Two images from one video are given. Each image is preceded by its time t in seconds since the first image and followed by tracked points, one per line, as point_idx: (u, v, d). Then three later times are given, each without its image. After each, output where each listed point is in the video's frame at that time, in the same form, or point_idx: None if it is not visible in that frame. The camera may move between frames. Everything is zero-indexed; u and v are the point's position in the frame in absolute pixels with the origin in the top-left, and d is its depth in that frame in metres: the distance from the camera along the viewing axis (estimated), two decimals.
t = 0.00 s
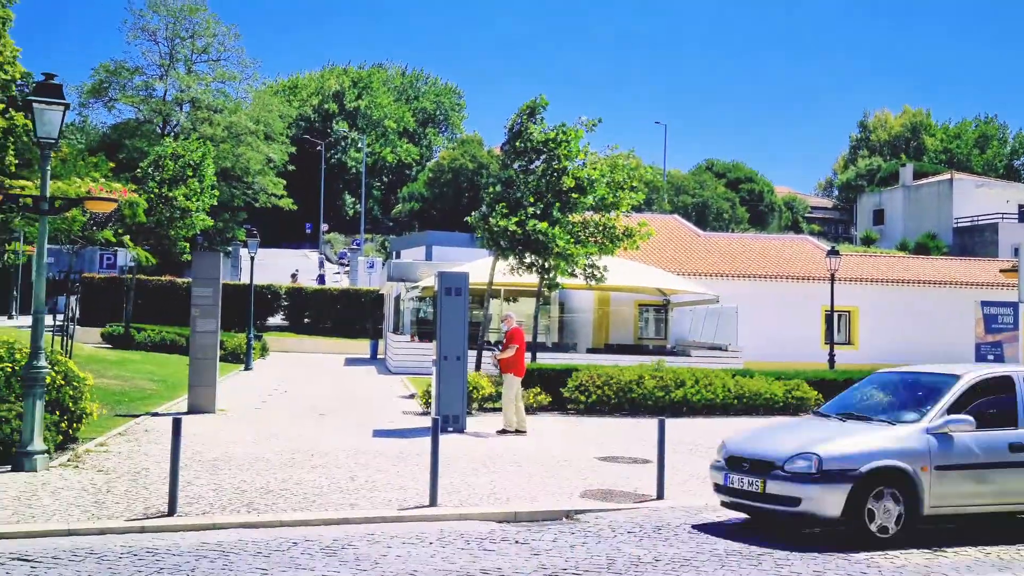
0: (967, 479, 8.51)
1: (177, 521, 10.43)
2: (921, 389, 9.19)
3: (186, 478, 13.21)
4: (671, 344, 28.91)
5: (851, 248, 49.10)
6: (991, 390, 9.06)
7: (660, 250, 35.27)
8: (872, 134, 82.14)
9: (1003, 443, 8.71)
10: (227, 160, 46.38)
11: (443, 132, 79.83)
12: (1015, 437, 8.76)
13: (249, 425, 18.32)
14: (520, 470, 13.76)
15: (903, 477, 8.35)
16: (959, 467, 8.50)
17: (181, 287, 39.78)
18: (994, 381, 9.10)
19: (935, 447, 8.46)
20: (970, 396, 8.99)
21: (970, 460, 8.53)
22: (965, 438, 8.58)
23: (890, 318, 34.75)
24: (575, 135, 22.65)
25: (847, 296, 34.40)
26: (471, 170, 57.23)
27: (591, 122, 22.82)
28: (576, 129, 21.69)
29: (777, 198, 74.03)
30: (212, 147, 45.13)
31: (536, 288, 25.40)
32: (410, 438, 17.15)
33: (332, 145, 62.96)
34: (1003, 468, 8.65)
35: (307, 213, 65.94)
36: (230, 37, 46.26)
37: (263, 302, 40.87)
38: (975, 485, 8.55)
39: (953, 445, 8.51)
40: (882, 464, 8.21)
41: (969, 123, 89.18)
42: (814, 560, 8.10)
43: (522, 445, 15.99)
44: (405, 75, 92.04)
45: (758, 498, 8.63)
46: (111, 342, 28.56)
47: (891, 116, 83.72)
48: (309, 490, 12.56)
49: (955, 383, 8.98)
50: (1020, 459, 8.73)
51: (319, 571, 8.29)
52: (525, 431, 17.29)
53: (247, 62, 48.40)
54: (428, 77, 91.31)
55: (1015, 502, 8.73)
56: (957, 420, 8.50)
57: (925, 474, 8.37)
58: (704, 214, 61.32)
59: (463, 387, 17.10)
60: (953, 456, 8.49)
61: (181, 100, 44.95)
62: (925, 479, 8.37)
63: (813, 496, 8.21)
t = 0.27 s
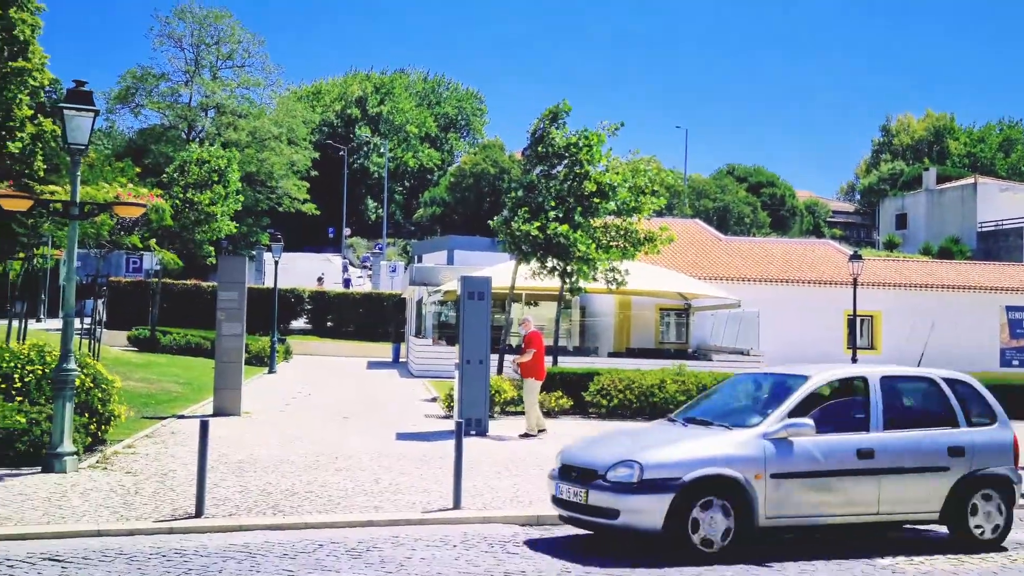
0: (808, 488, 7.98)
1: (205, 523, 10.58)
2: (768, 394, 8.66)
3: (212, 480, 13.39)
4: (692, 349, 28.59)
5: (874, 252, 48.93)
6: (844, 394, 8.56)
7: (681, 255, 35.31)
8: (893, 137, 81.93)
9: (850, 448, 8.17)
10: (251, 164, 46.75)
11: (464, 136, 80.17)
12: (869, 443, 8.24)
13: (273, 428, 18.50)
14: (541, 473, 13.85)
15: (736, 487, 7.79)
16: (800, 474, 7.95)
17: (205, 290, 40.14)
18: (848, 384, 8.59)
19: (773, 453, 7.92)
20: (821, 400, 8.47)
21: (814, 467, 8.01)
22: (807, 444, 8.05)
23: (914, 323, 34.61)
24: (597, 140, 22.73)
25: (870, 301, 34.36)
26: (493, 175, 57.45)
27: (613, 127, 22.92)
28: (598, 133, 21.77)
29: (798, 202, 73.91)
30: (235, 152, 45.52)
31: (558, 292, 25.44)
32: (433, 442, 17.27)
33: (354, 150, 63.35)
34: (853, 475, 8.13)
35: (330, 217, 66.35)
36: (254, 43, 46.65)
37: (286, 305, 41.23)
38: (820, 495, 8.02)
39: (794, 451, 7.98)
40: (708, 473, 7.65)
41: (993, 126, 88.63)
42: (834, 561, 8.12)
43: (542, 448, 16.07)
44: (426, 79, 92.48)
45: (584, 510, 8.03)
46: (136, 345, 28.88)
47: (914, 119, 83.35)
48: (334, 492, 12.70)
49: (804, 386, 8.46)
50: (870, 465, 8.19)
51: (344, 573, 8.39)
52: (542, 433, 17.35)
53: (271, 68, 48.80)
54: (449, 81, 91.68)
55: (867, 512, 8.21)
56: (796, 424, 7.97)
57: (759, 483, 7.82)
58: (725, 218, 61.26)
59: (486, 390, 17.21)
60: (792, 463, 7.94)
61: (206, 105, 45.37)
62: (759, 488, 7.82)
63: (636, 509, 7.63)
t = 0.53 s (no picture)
0: (652, 496, 7.39)
1: (225, 524, 10.52)
2: (615, 397, 8.08)
3: (233, 482, 13.36)
4: (712, 350, 28.26)
5: (896, 254, 48.53)
6: (700, 395, 8.02)
7: (700, 257, 35.14)
8: (915, 137, 81.41)
9: (701, 452, 7.60)
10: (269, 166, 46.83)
11: (482, 137, 80.15)
12: (723, 447, 7.66)
13: (291, 429, 18.46)
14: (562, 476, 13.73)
15: (569, 496, 7.21)
16: (641, 482, 7.37)
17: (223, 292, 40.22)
18: (705, 384, 8.06)
19: (609, 459, 7.34)
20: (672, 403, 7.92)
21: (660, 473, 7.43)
22: (652, 449, 7.47)
23: (936, 325, 34.27)
24: (616, 140, 22.67)
25: (891, 303, 34.11)
26: (511, 176, 57.33)
27: (632, 126, 22.80)
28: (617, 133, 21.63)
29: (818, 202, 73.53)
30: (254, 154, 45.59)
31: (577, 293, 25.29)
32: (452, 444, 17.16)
33: (371, 152, 63.39)
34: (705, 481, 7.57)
35: (347, 219, 66.45)
36: (272, 45, 46.71)
37: (304, 307, 41.30)
38: (667, 504, 7.44)
39: (636, 456, 7.40)
40: (537, 480, 7.08)
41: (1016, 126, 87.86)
42: (862, 568, 7.95)
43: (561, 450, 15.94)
44: (444, 80, 92.57)
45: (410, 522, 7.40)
46: (155, 346, 28.97)
47: (935, 119, 82.86)
48: (354, 494, 12.63)
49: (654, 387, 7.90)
50: (722, 470, 7.62)
51: None
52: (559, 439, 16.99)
53: (289, 69, 48.86)
54: (467, 82, 91.74)
55: (722, 521, 7.63)
56: (639, 427, 7.40)
57: (595, 491, 7.25)
58: (744, 219, 60.98)
59: (504, 394, 16.93)
60: (632, 469, 7.37)
61: (224, 108, 45.44)
62: (595, 496, 7.24)
63: (456, 521, 7.03)
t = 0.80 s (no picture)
0: (437, 498, 6.88)
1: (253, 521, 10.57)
2: (417, 390, 7.52)
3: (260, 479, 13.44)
4: (734, 350, 28.07)
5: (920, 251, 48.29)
6: (512, 390, 7.52)
7: (722, 255, 35.11)
8: (939, 134, 80.87)
9: (497, 452, 7.07)
10: (291, 165, 47.10)
11: (503, 136, 80.30)
12: (523, 447, 7.12)
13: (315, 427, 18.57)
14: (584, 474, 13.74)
15: (341, 498, 6.74)
16: (427, 483, 6.87)
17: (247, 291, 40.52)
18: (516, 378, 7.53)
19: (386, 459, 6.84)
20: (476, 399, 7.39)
21: (449, 474, 6.91)
22: (439, 449, 6.96)
23: (960, 322, 34.06)
24: (638, 138, 22.68)
25: (914, 301, 33.93)
26: (531, 174, 57.42)
27: (654, 124, 22.83)
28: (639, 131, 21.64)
29: (841, 200, 73.19)
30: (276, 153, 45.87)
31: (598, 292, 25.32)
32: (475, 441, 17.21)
33: (393, 151, 63.59)
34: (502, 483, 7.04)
35: (369, 217, 66.76)
36: (294, 45, 46.99)
37: (326, 306, 41.58)
38: (454, 507, 6.93)
39: (421, 456, 6.89)
40: (300, 481, 6.63)
41: None
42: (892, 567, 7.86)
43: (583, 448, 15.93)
44: (465, 79, 92.80)
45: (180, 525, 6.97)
46: (180, 344, 29.24)
47: (960, 116, 82.23)
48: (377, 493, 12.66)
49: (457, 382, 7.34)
50: (521, 472, 7.08)
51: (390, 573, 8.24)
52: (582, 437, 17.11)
53: (311, 69, 49.13)
54: (488, 81, 91.94)
55: (519, 526, 7.10)
56: (421, 425, 6.91)
57: (370, 493, 6.77)
58: (767, 217, 60.82)
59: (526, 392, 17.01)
60: (416, 470, 6.86)
61: (247, 107, 45.73)
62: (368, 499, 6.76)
63: (211, 525, 6.59)
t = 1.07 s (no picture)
0: (221, 500, 6.42)
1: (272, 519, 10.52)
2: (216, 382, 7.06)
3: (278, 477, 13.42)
4: (751, 347, 28.17)
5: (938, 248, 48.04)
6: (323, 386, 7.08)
7: (739, 253, 35.01)
8: (958, 130, 80.45)
9: (293, 451, 6.61)
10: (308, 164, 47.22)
11: (518, 134, 80.32)
12: (323, 445, 6.68)
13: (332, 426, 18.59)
14: (602, 472, 13.68)
15: (109, 498, 6.23)
16: (211, 484, 6.41)
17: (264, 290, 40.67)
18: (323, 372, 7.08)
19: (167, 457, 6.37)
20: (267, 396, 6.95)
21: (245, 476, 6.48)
22: (225, 446, 6.50)
23: (980, 320, 33.84)
24: (654, 137, 22.62)
25: (933, 298, 33.76)
26: (547, 173, 57.44)
27: (670, 122, 22.79)
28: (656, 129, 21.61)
29: (858, 197, 72.92)
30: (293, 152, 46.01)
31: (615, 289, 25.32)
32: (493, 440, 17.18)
33: (409, 150, 63.63)
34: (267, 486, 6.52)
35: (386, 216, 66.94)
36: (311, 44, 47.13)
37: (343, 304, 41.74)
38: (241, 510, 6.47)
39: (204, 456, 6.43)
40: (68, 478, 6.13)
41: None
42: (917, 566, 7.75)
43: (601, 447, 15.86)
44: (481, 77, 92.88)
45: None
46: (199, 343, 29.42)
47: (978, 112, 81.76)
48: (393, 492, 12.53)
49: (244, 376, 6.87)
50: (319, 471, 6.64)
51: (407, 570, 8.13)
52: (599, 434, 17.15)
53: (327, 68, 49.25)
54: (504, 79, 91.99)
55: (318, 530, 6.66)
56: (207, 421, 6.44)
57: (145, 494, 6.28)
58: (783, 214, 60.64)
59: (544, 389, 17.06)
60: (200, 470, 6.40)
61: (264, 107, 45.85)
62: (142, 499, 6.28)
63: None
